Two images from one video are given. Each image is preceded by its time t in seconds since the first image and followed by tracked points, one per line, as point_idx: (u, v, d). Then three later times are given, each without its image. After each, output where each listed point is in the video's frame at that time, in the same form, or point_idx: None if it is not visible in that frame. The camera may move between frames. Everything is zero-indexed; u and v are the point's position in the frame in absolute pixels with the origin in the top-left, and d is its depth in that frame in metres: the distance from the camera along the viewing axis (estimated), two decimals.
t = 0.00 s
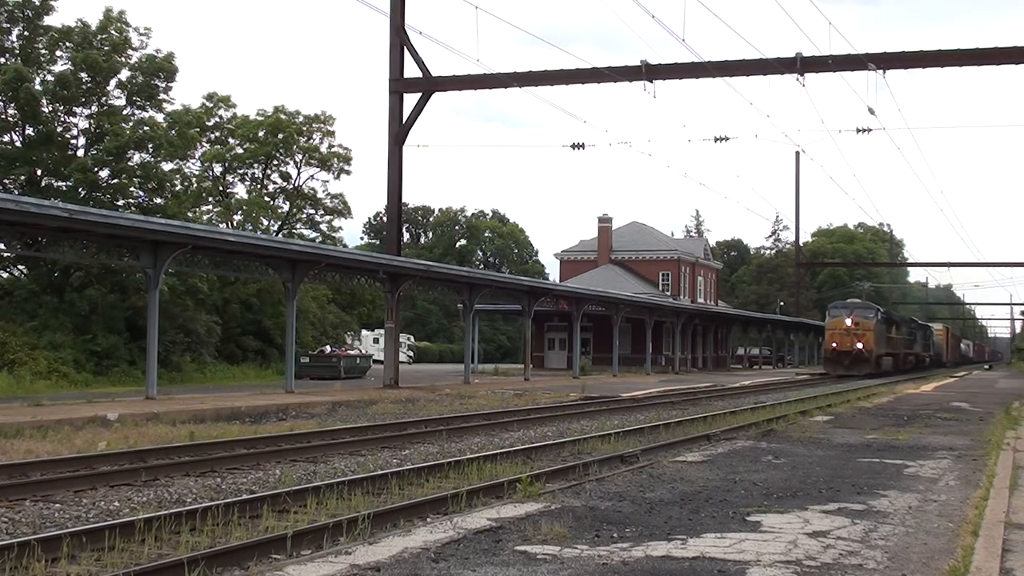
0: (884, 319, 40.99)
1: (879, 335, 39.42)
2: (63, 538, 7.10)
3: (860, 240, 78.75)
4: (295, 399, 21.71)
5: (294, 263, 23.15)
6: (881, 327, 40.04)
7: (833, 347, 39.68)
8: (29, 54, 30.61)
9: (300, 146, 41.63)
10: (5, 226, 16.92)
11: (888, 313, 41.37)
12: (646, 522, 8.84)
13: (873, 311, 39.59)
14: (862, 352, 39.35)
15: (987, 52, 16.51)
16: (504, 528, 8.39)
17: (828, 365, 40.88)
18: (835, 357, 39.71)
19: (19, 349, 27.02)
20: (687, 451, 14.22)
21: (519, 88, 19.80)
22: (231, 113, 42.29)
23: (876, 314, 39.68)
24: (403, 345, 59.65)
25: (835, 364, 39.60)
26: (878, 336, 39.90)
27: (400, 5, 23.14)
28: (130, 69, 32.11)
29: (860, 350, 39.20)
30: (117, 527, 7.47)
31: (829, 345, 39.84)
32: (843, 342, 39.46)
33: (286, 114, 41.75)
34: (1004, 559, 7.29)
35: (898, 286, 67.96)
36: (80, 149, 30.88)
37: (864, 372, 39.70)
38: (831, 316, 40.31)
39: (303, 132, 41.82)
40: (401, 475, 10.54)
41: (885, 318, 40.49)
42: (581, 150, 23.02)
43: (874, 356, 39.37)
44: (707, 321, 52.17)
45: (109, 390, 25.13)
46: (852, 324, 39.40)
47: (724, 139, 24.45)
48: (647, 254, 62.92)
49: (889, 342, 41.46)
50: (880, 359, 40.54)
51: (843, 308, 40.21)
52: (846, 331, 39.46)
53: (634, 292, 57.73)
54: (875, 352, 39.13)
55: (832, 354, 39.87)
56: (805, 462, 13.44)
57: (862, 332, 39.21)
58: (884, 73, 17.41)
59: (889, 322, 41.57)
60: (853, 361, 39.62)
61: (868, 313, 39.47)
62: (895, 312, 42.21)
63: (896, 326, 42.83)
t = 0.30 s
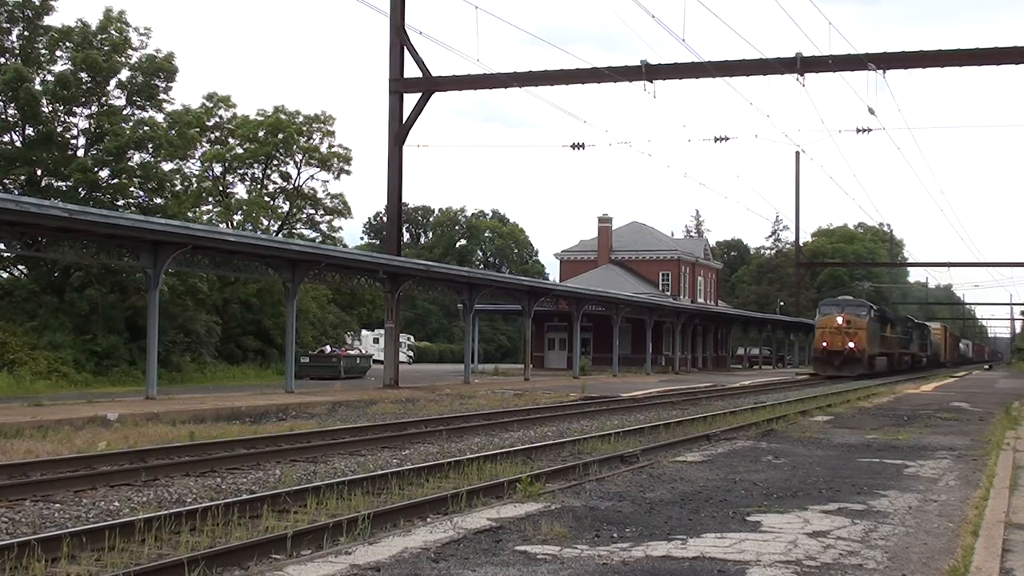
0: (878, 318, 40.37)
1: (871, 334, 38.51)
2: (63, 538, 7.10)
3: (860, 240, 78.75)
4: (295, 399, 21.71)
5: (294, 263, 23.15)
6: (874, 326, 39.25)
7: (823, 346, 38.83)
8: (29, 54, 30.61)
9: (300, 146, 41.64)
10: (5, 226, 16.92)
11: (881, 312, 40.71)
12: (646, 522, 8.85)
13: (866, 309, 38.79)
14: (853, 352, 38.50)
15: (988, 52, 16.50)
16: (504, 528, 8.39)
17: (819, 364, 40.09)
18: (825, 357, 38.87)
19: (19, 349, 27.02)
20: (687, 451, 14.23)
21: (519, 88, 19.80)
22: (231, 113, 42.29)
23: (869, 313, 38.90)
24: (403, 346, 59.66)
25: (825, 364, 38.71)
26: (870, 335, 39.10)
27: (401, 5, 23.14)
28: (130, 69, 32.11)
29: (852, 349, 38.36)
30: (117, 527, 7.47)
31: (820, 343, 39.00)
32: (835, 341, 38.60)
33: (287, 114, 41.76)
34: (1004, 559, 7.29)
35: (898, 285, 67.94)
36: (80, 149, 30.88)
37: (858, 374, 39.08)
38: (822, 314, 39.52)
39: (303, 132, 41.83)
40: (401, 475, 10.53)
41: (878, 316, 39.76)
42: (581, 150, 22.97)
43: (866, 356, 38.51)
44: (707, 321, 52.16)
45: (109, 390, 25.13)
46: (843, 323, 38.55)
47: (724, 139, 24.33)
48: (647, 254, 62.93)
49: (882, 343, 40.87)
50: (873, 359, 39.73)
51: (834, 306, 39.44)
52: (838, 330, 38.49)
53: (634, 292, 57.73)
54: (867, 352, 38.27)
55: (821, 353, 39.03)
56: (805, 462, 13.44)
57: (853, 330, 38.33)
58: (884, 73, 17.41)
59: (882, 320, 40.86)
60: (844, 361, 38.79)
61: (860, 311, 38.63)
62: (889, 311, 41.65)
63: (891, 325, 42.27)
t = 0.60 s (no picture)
0: (874, 316, 39.41)
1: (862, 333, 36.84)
2: (63, 538, 7.10)
3: (860, 241, 78.76)
4: (295, 399, 21.71)
5: (294, 263, 23.15)
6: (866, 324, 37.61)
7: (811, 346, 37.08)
8: (29, 54, 30.61)
9: (300, 146, 41.65)
10: (5, 226, 16.93)
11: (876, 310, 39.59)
12: (646, 522, 8.84)
13: (857, 306, 37.16)
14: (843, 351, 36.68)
15: (988, 52, 16.50)
16: (504, 528, 8.40)
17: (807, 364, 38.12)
18: (813, 357, 37.12)
19: (19, 349, 27.02)
20: (687, 451, 14.23)
21: (519, 88, 19.79)
22: (231, 113, 42.29)
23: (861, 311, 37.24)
24: (403, 346, 59.66)
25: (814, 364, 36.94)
26: (862, 334, 37.45)
27: (401, 5, 23.11)
28: (130, 69, 32.11)
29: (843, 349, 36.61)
30: (117, 527, 7.47)
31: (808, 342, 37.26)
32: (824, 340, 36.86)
33: (286, 114, 41.77)
34: (1004, 558, 7.29)
35: (898, 285, 67.92)
36: (80, 149, 30.89)
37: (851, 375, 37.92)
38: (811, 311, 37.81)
39: (303, 132, 41.84)
40: (401, 475, 10.54)
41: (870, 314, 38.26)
42: (581, 150, 22.84)
43: (857, 355, 36.81)
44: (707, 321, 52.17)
45: (109, 390, 25.14)
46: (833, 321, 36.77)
47: (724, 139, 23.55)
48: (647, 254, 62.93)
49: (878, 342, 40.08)
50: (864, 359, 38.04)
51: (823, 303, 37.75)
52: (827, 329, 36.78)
53: (635, 292, 57.74)
54: (859, 351, 36.57)
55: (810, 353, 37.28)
56: (805, 462, 13.44)
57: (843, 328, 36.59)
58: (884, 73, 17.41)
59: (875, 319, 39.52)
60: (834, 362, 37.06)
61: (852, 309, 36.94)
62: (884, 309, 40.57)
63: (887, 323, 41.55)
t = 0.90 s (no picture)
0: (867, 315, 38.47)
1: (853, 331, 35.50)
2: (63, 538, 7.10)
3: (860, 240, 78.72)
4: (296, 399, 21.72)
5: (294, 263, 23.15)
6: (857, 323, 36.32)
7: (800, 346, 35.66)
8: (29, 54, 30.60)
9: (300, 146, 41.65)
10: (5, 226, 16.93)
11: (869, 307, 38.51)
12: (646, 522, 8.84)
13: (848, 303, 35.84)
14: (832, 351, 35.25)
15: (988, 52, 16.50)
16: (504, 528, 8.39)
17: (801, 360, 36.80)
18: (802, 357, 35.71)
19: (19, 349, 27.02)
20: (687, 451, 14.23)
21: (519, 88, 19.79)
22: (231, 113, 42.29)
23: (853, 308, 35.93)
24: (403, 346, 59.66)
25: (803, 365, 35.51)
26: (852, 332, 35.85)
27: (401, 6, 23.11)
28: (130, 69, 32.11)
29: (832, 349, 35.27)
30: (117, 527, 7.47)
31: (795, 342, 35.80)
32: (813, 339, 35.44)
33: (286, 114, 41.77)
34: (1004, 558, 7.29)
35: (898, 285, 67.89)
36: (80, 149, 30.90)
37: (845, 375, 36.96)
38: (799, 309, 36.39)
39: (303, 132, 41.84)
40: (401, 475, 10.53)
41: (862, 311, 36.97)
42: (581, 150, 22.82)
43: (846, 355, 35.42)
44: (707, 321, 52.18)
45: (109, 390, 25.14)
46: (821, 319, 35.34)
47: (724, 139, 23.65)
48: (647, 254, 62.93)
49: (871, 340, 39.26)
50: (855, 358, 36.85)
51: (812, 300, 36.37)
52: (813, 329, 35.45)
53: (635, 292, 57.73)
54: (848, 351, 35.28)
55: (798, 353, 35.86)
56: (805, 462, 13.43)
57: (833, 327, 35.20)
58: (884, 73, 17.40)
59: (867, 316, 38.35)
60: (823, 362, 35.74)
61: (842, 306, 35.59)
62: (878, 306, 39.54)
63: (881, 322, 40.74)
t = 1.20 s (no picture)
0: (858, 314, 37.37)
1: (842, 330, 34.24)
2: (63, 538, 7.10)
3: (860, 241, 78.68)
4: (296, 399, 21.72)
5: (294, 263, 23.15)
6: (847, 321, 35.10)
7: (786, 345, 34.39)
8: (29, 54, 30.60)
9: (300, 146, 41.65)
10: (5, 226, 16.92)
11: (860, 305, 37.34)
12: (646, 522, 8.84)
13: (837, 300, 34.60)
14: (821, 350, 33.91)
15: (988, 52, 16.50)
16: (504, 528, 8.40)
17: (785, 362, 35.37)
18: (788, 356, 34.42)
19: (19, 349, 27.02)
20: (687, 450, 14.23)
21: (519, 88, 19.78)
22: (231, 113, 42.29)
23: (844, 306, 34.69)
24: (403, 346, 59.66)
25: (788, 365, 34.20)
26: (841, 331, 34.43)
27: (401, 6, 23.11)
28: (130, 69, 32.12)
29: (821, 348, 33.98)
30: (117, 527, 7.47)
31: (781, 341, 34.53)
32: (800, 338, 34.16)
33: (286, 114, 41.77)
34: (1004, 559, 7.29)
35: (898, 286, 67.84)
36: (80, 149, 30.90)
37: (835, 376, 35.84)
38: (785, 306, 35.16)
39: (303, 132, 41.85)
40: (401, 475, 10.54)
41: (852, 308, 35.73)
42: (581, 150, 22.75)
43: (835, 355, 34.06)
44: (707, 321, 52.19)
45: (109, 390, 25.14)
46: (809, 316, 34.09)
47: (724, 139, 23.55)
48: (647, 254, 62.92)
49: (864, 340, 38.25)
50: (845, 358, 35.63)
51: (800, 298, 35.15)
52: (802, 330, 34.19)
53: (635, 292, 57.72)
54: (837, 350, 34.01)
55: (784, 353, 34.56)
56: (805, 462, 13.44)
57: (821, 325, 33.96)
58: (883, 73, 17.40)
59: (859, 314, 37.15)
60: (811, 362, 34.43)
61: (832, 304, 34.39)
62: (870, 305, 38.43)
63: (874, 321, 39.76)
